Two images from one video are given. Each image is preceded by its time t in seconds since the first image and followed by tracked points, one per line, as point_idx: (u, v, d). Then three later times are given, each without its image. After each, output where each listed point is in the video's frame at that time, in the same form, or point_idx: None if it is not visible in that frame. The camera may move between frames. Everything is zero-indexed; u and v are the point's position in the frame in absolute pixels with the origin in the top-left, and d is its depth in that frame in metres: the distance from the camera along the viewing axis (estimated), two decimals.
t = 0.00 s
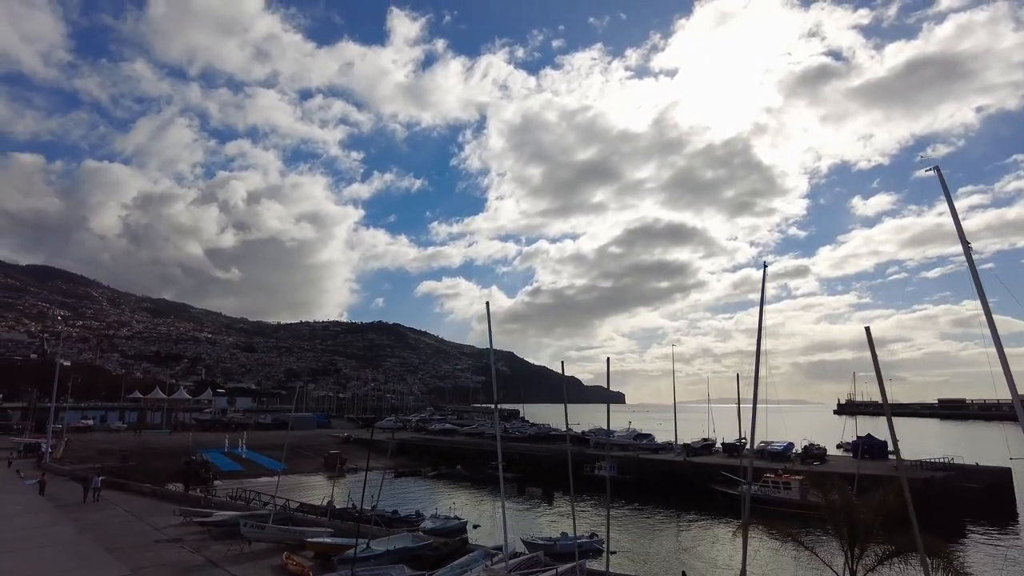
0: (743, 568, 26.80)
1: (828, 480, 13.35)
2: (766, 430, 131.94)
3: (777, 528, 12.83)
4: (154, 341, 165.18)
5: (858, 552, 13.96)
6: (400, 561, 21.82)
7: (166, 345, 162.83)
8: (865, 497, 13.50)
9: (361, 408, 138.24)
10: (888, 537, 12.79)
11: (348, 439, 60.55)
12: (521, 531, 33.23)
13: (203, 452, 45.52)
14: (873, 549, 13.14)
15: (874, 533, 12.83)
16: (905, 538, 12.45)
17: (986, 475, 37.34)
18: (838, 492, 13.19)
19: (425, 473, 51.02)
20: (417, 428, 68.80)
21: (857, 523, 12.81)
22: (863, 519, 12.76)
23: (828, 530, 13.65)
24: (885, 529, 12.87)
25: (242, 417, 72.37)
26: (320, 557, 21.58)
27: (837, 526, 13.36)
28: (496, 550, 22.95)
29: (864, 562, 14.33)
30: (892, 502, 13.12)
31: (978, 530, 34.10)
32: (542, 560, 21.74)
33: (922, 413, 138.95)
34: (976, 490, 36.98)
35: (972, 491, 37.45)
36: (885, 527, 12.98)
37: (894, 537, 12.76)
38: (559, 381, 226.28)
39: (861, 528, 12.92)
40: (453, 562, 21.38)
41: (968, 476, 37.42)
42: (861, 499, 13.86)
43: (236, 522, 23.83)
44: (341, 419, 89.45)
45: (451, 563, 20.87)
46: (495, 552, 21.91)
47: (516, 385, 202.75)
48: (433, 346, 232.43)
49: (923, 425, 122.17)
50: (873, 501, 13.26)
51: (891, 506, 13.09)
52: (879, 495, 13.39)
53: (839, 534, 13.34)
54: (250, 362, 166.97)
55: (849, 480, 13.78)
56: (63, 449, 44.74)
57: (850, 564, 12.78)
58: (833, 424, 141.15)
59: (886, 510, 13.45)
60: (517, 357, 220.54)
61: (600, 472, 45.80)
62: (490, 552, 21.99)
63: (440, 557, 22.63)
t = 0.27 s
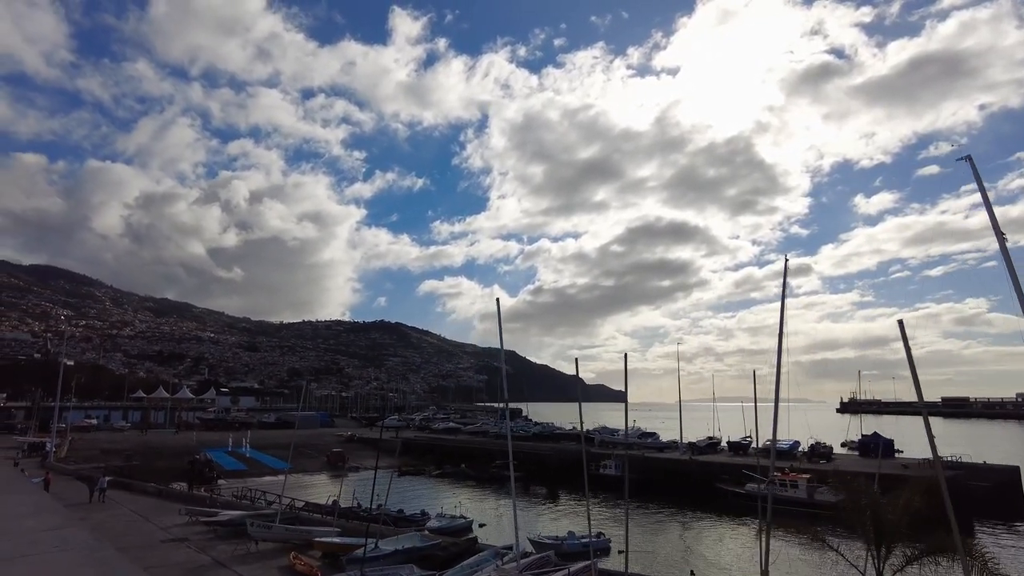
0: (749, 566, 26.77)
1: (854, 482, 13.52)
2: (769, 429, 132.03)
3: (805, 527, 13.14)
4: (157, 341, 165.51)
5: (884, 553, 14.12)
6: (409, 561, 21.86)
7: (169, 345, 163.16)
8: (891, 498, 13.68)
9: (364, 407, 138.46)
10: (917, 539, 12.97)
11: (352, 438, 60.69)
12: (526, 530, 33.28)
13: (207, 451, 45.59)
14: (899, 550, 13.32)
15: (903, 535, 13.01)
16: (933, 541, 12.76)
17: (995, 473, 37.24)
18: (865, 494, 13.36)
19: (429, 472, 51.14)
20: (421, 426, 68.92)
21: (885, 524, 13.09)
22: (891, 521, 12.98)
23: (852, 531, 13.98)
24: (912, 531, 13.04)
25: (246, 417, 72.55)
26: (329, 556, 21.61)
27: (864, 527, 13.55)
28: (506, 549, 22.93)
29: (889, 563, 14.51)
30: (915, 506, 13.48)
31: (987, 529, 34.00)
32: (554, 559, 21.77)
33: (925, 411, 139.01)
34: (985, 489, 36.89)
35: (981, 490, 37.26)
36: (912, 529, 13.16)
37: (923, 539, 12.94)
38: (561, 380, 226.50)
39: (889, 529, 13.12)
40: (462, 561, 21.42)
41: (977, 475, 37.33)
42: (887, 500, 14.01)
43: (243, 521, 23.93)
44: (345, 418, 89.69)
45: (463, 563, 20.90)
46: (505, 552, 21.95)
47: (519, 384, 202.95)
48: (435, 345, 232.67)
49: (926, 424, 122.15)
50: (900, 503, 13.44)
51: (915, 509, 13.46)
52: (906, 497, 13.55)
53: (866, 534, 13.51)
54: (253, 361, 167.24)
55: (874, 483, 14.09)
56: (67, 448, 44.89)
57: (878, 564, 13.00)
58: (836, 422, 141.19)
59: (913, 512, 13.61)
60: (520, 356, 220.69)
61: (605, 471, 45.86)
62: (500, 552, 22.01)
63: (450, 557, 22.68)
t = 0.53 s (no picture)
0: (756, 566, 26.65)
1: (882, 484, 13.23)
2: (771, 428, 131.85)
3: (831, 529, 12.88)
4: (158, 341, 165.58)
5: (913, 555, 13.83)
6: (420, 563, 21.82)
7: (170, 344, 163.25)
8: (920, 500, 13.40)
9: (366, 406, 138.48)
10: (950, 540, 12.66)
11: (355, 438, 60.61)
12: (531, 531, 33.15)
13: (210, 451, 45.54)
14: (929, 552, 13.03)
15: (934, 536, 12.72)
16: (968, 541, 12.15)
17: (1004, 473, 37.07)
18: (894, 496, 13.07)
19: (433, 472, 51.11)
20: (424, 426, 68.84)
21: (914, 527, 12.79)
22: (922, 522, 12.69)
23: (881, 533, 13.69)
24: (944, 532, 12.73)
25: (248, 416, 72.55)
26: (336, 558, 21.55)
27: (893, 530, 13.29)
28: (516, 551, 22.89)
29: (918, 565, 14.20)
30: (947, 507, 12.89)
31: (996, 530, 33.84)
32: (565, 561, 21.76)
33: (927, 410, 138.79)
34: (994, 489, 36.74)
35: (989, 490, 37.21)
36: (943, 530, 12.88)
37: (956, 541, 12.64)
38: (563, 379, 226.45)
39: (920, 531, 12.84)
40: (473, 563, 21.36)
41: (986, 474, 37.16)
42: (916, 501, 13.72)
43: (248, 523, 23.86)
44: (347, 417, 89.72)
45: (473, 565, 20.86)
46: (515, 553, 21.91)
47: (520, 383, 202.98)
48: (437, 345, 232.68)
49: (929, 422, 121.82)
50: (930, 505, 13.14)
51: (947, 511, 13.05)
52: (935, 499, 13.26)
53: (895, 537, 13.25)
54: (255, 361, 167.29)
55: (902, 484, 13.84)
56: (69, 448, 44.86)
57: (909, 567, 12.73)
58: (839, 421, 140.96)
59: (943, 514, 13.31)
60: (521, 356, 220.71)
61: (609, 470, 45.77)
62: (511, 554, 21.99)
63: (460, 559, 22.60)
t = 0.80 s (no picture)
0: (760, 561, 26.72)
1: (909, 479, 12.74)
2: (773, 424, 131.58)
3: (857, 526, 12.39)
4: (161, 336, 165.88)
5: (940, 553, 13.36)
6: (430, 559, 21.88)
7: (173, 340, 163.51)
8: (948, 494, 12.92)
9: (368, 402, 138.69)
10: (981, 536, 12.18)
11: (359, 433, 60.72)
12: (536, 526, 33.17)
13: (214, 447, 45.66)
14: (959, 549, 12.54)
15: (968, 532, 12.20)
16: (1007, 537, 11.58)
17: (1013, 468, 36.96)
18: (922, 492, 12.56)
19: (437, 467, 51.26)
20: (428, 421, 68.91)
21: (943, 523, 12.21)
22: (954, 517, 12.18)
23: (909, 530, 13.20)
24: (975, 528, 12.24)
25: (251, 411, 72.71)
26: (345, 555, 21.62)
27: (921, 526, 12.79)
28: (527, 547, 22.99)
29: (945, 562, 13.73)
30: (979, 502, 12.39)
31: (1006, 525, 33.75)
32: (576, 559, 21.83)
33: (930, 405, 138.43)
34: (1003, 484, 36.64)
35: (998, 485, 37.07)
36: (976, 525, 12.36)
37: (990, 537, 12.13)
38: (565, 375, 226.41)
39: (951, 527, 12.33)
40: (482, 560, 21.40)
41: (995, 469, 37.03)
42: (944, 496, 13.27)
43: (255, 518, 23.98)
44: (350, 413, 89.91)
45: (483, 562, 20.91)
46: (524, 550, 21.96)
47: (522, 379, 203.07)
48: (439, 340, 232.81)
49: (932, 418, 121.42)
50: (961, 498, 12.65)
51: (977, 507, 12.50)
52: (964, 492, 12.77)
53: (923, 535, 12.75)
54: (257, 356, 167.56)
55: (929, 479, 13.38)
56: (73, 443, 44.99)
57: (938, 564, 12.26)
58: (841, 417, 140.58)
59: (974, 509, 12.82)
60: (523, 351, 220.87)
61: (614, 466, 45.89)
62: (521, 550, 22.06)
63: (469, 555, 22.69)
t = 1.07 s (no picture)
0: (763, 557, 26.85)
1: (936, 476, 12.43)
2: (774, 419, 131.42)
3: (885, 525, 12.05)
4: (162, 332, 166.09)
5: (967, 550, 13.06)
6: (438, 556, 22.00)
7: (174, 335, 163.68)
8: (975, 491, 12.61)
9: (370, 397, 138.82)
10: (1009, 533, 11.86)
11: (362, 429, 60.80)
12: (541, 522, 33.26)
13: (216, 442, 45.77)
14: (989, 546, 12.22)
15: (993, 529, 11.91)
16: None
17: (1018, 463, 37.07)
18: (950, 489, 12.23)
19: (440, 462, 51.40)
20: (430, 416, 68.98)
21: (973, 523, 11.89)
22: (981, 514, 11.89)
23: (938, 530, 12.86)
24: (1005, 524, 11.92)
25: (254, 406, 72.83)
26: (353, 552, 21.72)
27: (948, 525, 12.46)
28: (535, 544, 23.09)
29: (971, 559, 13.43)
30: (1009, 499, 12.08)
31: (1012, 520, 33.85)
32: (586, 556, 21.90)
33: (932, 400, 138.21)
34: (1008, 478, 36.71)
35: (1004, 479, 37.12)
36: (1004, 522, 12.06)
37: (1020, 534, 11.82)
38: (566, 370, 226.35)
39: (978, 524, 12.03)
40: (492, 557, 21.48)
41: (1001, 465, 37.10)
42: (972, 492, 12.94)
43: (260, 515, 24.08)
44: (352, 408, 89.91)
45: (492, 559, 21.04)
46: (533, 547, 22.09)
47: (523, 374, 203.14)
48: (441, 336, 232.93)
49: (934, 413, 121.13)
50: (989, 494, 12.32)
51: (1007, 505, 12.19)
52: (992, 489, 12.43)
53: (951, 535, 12.45)
54: (258, 352, 167.77)
55: (955, 476, 13.06)
56: (76, 439, 45.12)
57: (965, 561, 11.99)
58: (843, 412, 140.33)
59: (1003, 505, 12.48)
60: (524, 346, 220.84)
61: (618, 461, 46.01)
62: (530, 547, 22.16)
63: (478, 552, 22.83)
